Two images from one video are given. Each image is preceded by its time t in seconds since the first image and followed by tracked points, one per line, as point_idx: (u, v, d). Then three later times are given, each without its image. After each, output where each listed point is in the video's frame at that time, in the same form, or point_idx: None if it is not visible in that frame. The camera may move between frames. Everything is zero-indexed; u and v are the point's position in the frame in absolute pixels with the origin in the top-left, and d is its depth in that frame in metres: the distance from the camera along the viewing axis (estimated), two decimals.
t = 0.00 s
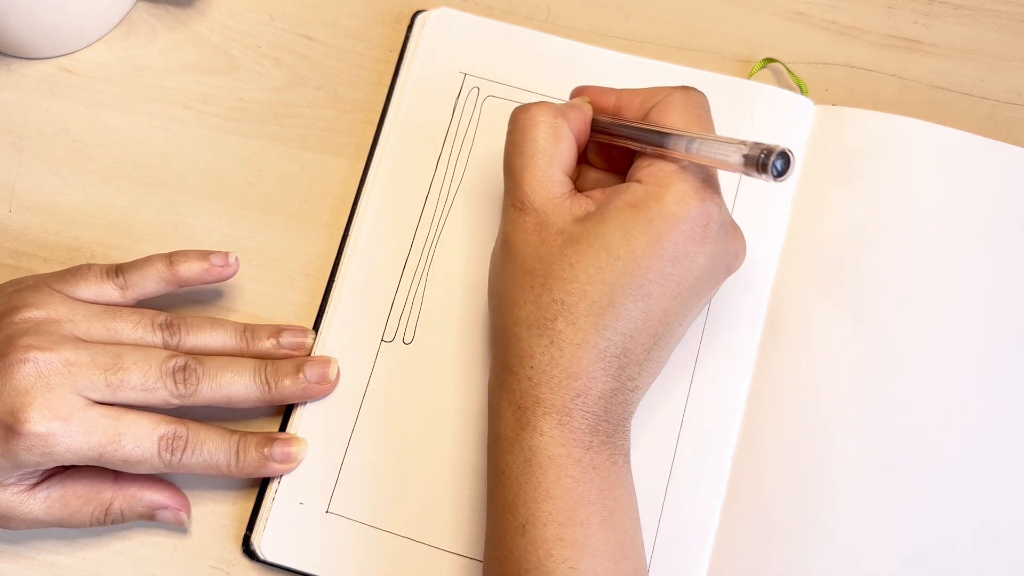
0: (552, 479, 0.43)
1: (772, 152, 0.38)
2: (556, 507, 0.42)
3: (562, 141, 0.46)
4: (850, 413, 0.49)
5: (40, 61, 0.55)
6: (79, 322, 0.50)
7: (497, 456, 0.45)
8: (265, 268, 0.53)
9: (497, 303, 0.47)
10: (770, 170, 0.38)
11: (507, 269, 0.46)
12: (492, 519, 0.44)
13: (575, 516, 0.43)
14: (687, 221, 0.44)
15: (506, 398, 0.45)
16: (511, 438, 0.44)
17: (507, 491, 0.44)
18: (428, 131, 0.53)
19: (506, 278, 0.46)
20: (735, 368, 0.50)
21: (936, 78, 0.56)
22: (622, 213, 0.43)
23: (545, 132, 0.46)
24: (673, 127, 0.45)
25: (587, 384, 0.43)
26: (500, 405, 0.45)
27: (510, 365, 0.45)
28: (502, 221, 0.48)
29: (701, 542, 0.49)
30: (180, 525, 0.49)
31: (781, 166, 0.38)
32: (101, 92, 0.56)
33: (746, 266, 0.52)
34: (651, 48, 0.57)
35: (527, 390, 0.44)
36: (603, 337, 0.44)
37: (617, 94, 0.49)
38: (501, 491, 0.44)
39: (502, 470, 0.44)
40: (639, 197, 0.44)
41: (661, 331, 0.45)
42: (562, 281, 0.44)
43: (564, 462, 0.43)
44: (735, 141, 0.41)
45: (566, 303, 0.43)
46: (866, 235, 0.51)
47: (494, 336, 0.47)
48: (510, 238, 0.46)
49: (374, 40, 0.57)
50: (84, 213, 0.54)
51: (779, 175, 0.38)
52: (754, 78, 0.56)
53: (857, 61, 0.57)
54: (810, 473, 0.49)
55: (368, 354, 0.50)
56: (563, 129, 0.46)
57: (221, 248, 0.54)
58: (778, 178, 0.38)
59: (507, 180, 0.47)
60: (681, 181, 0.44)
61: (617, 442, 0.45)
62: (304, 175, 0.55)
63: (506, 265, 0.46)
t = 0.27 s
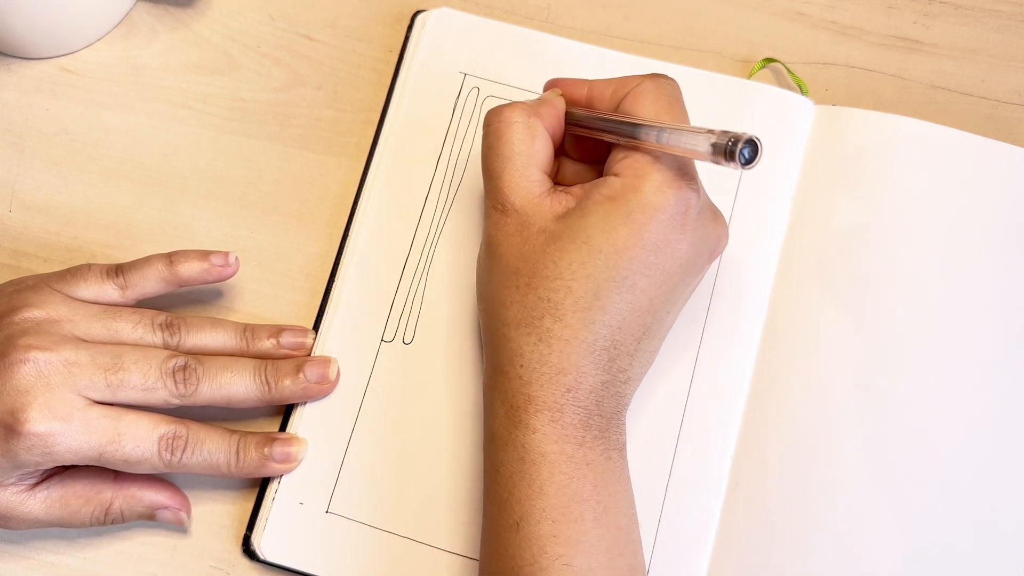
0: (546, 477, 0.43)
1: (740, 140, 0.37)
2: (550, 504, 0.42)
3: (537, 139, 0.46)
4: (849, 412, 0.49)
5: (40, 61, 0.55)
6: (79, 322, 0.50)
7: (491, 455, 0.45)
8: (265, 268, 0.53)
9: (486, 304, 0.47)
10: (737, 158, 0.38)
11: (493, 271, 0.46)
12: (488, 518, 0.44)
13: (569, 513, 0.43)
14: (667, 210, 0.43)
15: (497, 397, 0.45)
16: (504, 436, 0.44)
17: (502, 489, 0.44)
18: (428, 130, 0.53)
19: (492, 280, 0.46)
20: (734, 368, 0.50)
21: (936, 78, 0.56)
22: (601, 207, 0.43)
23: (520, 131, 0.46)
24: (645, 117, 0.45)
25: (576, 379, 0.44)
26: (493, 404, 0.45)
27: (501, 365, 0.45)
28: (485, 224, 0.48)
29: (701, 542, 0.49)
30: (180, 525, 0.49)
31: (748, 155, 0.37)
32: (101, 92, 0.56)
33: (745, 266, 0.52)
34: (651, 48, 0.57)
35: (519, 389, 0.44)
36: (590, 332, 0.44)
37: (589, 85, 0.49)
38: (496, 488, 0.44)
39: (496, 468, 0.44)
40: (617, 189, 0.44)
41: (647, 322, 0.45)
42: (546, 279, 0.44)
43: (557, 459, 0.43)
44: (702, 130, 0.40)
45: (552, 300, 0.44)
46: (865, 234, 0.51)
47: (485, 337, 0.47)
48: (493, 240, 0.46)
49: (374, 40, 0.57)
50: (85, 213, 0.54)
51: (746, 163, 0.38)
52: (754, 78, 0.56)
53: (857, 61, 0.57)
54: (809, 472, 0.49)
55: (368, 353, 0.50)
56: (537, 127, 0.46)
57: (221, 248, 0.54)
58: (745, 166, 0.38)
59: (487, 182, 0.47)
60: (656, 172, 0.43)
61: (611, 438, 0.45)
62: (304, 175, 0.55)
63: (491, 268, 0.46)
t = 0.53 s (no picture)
0: (546, 478, 0.43)
1: (727, 138, 0.37)
2: (550, 505, 0.43)
3: (529, 140, 0.46)
4: (849, 412, 0.49)
5: (40, 61, 0.55)
6: (79, 322, 0.50)
7: (491, 456, 0.45)
8: (265, 268, 0.53)
9: (482, 306, 0.47)
10: (726, 157, 0.37)
11: (488, 274, 0.46)
12: (489, 519, 0.44)
13: (569, 513, 0.43)
14: (661, 208, 0.44)
15: (497, 398, 0.45)
16: (504, 438, 0.44)
17: (502, 490, 0.44)
18: (428, 130, 0.53)
19: (487, 283, 0.46)
20: (735, 367, 0.50)
21: (936, 78, 0.56)
22: (595, 206, 0.43)
23: (511, 134, 0.46)
24: (635, 116, 0.45)
25: (575, 379, 0.44)
26: (492, 405, 0.45)
27: (499, 367, 0.45)
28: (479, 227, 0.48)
29: (701, 542, 0.49)
30: (181, 525, 0.49)
31: (736, 153, 0.37)
32: (101, 92, 0.56)
33: (746, 266, 0.52)
34: (651, 48, 0.57)
35: (518, 390, 0.44)
36: (588, 331, 0.44)
37: (577, 84, 0.49)
38: (496, 490, 0.44)
39: (495, 469, 0.44)
40: (609, 189, 0.44)
41: (644, 320, 0.45)
42: (542, 281, 0.44)
43: (557, 460, 0.43)
44: (691, 129, 0.40)
45: (548, 301, 0.44)
46: (864, 234, 0.51)
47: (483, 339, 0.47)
48: (488, 243, 0.46)
49: (374, 40, 0.57)
50: (85, 213, 0.54)
51: (734, 162, 0.37)
52: (754, 78, 0.56)
53: (857, 61, 0.57)
54: (809, 472, 0.49)
55: (368, 353, 0.50)
56: (528, 128, 0.46)
57: (221, 247, 0.54)
58: (734, 165, 0.37)
59: (479, 185, 0.47)
60: (647, 171, 0.44)
61: (611, 438, 0.45)
62: (304, 175, 0.55)
63: (487, 271, 0.46)
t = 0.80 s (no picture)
0: (549, 478, 0.43)
1: (730, 138, 0.37)
2: (553, 505, 0.42)
3: (529, 140, 0.46)
4: (850, 412, 0.49)
5: (39, 61, 0.55)
6: (79, 322, 0.50)
7: (494, 456, 0.45)
8: (265, 268, 0.53)
9: (484, 306, 0.47)
10: (728, 156, 0.37)
11: (490, 274, 0.46)
12: (491, 519, 0.44)
13: (572, 513, 0.43)
14: (662, 207, 0.44)
15: (499, 398, 0.45)
16: (506, 438, 0.44)
17: (504, 490, 0.44)
18: (428, 130, 0.53)
19: (489, 283, 0.46)
20: (735, 367, 0.50)
21: (936, 78, 0.56)
22: (596, 206, 0.43)
23: (511, 134, 0.46)
24: (635, 116, 0.45)
25: (577, 379, 0.44)
26: (494, 405, 0.45)
27: (501, 367, 0.45)
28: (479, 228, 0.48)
29: (701, 542, 0.49)
30: (180, 525, 0.49)
31: (739, 152, 0.37)
32: (101, 93, 0.56)
33: (746, 267, 0.52)
34: (651, 48, 0.57)
35: (520, 391, 0.44)
36: (590, 331, 0.44)
37: (577, 84, 0.49)
38: (498, 490, 0.44)
39: (498, 470, 0.44)
40: (610, 188, 0.44)
41: (646, 320, 0.45)
42: (544, 280, 0.44)
43: (560, 460, 0.43)
44: (693, 128, 0.40)
45: (551, 301, 0.44)
46: (865, 234, 0.51)
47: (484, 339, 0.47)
48: (489, 243, 0.46)
49: (374, 40, 0.57)
50: (84, 213, 0.54)
51: (737, 162, 0.37)
52: (754, 79, 0.56)
53: (857, 61, 0.57)
54: (810, 472, 0.49)
55: (368, 353, 0.50)
56: (528, 128, 0.46)
57: (221, 247, 0.54)
58: (736, 164, 0.37)
59: (479, 185, 0.47)
60: (648, 171, 0.44)
61: (613, 437, 0.45)
62: (304, 175, 0.55)
63: (488, 271, 0.46)
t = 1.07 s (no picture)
0: (549, 479, 0.43)
1: (729, 138, 0.37)
2: (553, 506, 0.43)
3: (528, 141, 0.46)
4: (849, 412, 0.49)
5: (39, 61, 0.55)
6: (79, 322, 0.50)
7: (494, 457, 0.45)
8: (265, 268, 0.53)
9: (484, 307, 0.47)
10: (727, 157, 0.37)
11: (489, 275, 0.46)
12: (491, 520, 0.44)
13: (572, 514, 0.43)
14: (662, 208, 0.44)
15: (499, 399, 0.45)
16: (506, 439, 0.44)
17: (504, 491, 0.44)
18: (428, 131, 0.53)
19: (488, 284, 0.46)
20: (735, 367, 0.50)
21: (936, 78, 0.56)
22: (596, 206, 0.43)
23: (510, 135, 0.46)
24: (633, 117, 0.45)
25: (577, 380, 0.44)
26: (494, 406, 0.45)
27: (501, 368, 0.45)
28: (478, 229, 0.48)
29: (701, 542, 0.49)
30: (181, 525, 0.49)
31: (738, 153, 0.37)
32: (101, 93, 0.56)
33: (746, 267, 0.52)
34: (651, 48, 0.57)
35: (520, 392, 0.44)
36: (590, 332, 0.44)
37: (575, 86, 0.49)
38: (498, 491, 0.44)
39: (498, 471, 0.44)
40: (610, 189, 0.44)
41: (646, 320, 0.45)
42: (544, 281, 0.44)
43: (560, 461, 0.43)
44: (692, 129, 0.40)
45: (551, 302, 0.44)
46: (865, 234, 0.51)
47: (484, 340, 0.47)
48: (488, 244, 0.46)
49: (374, 40, 0.57)
50: (85, 213, 0.54)
51: (736, 162, 0.37)
52: (754, 78, 0.56)
53: (857, 61, 0.57)
54: (810, 472, 0.49)
55: (368, 353, 0.50)
56: (527, 129, 0.46)
57: (221, 247, 0.54)
58: (735, 165, 0.37)
59: (478, 186, 0.47)
60: (648, 171, 0.44)
61: (613, 438, 0.45)
62: (304, 175, 0.55)
63: (487, 272, 0.46)
